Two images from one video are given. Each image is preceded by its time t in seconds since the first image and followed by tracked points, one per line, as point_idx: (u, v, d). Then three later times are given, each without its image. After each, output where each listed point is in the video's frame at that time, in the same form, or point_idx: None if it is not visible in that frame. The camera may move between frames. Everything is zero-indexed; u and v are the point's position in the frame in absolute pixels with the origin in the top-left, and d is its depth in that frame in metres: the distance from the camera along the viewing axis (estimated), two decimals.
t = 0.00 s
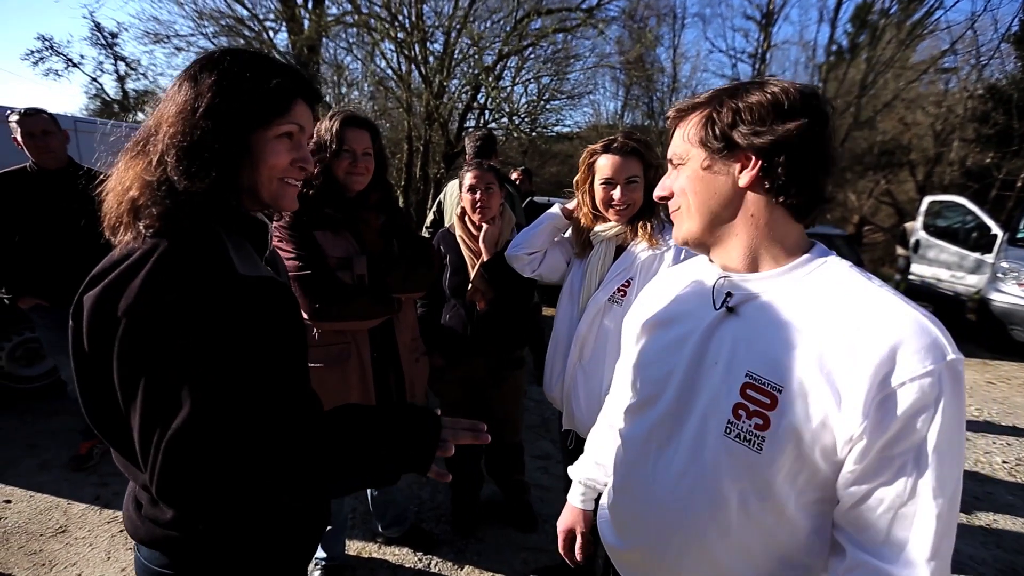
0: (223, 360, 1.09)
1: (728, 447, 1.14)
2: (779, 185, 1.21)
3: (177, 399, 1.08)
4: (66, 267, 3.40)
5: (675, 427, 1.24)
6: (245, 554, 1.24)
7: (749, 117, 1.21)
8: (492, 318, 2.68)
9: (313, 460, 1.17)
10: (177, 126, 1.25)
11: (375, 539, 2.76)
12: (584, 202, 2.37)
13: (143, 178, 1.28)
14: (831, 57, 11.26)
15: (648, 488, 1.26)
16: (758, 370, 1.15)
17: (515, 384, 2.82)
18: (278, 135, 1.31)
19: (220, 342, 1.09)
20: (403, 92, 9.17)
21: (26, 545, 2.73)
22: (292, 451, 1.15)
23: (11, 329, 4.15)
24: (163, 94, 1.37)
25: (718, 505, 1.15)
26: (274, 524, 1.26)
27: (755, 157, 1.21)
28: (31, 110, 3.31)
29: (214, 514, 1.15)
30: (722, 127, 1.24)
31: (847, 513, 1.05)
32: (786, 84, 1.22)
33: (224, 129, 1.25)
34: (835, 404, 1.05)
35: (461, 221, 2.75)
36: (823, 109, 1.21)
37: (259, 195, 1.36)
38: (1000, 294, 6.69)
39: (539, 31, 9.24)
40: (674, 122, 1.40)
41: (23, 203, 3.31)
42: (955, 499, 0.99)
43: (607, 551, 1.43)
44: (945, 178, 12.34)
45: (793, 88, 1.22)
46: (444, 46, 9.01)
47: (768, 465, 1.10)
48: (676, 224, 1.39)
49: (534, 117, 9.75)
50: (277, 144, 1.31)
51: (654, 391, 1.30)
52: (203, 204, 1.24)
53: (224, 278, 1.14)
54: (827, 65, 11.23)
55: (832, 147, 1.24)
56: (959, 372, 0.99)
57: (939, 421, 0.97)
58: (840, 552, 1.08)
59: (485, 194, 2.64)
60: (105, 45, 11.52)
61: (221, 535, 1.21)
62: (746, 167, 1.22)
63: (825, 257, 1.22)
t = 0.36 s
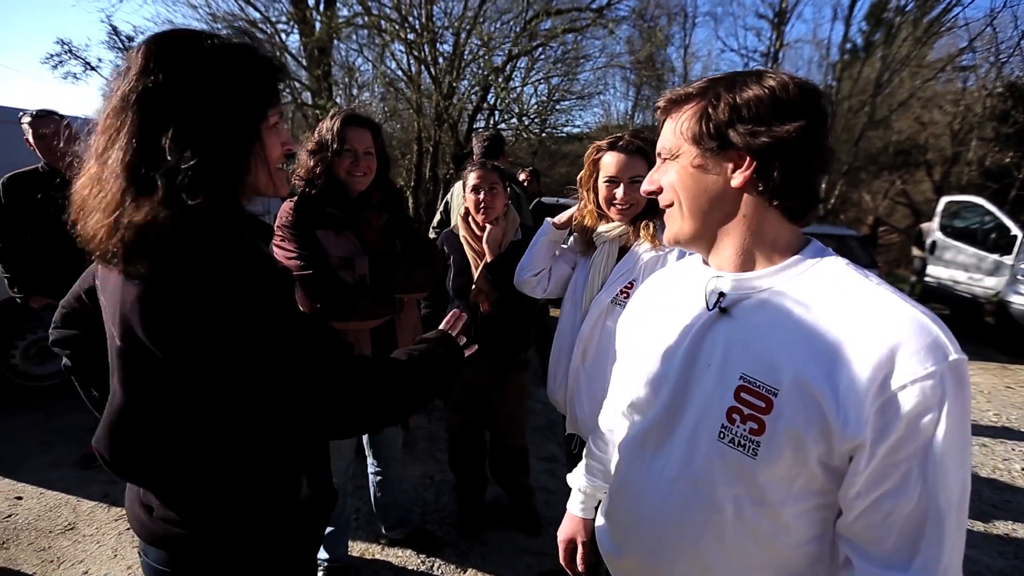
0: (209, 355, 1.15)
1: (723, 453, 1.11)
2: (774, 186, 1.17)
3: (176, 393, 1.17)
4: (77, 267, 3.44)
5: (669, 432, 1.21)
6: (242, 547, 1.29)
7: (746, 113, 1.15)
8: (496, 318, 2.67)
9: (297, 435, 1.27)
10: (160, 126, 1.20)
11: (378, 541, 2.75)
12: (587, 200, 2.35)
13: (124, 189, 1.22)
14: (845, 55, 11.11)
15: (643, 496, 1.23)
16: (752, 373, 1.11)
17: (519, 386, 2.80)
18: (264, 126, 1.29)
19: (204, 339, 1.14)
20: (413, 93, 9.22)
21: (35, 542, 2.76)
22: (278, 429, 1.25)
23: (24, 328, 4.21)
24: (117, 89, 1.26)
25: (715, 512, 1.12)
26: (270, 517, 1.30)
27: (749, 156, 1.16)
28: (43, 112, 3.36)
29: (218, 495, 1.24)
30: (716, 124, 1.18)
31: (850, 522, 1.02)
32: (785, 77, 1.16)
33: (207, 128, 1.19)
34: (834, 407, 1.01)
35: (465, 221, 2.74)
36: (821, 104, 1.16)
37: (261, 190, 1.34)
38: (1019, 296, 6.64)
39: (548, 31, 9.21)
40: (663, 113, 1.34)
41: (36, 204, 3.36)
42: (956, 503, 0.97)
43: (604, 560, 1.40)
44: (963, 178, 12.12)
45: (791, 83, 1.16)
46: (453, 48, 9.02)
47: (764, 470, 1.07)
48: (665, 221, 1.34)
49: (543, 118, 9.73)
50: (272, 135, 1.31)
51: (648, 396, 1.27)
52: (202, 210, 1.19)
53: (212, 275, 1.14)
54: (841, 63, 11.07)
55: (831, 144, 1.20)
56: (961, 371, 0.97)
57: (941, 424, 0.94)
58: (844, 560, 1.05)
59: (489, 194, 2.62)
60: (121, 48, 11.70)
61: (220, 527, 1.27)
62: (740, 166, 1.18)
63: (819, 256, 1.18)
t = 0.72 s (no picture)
0: (209, 353, 1.19)
1: (704, 448, 1.09)
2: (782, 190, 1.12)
3: (174, 396, 1.19)
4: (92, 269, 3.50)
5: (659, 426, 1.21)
6: (257, 551, 1.27)
7: (709, 126, 1.16)
8: (501, 322, 2.67)
9: (304, 430, 1.29)
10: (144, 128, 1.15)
11: (383, 544, 2.75)
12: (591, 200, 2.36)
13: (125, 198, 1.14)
14: (862, 55, 10.94)
15: (633, 490, 1.24)
16: (737, 368, 1.08)
17: (524, 391, 2.78)
18: (263, 134, 1.26)
19: (204, 338, 1.18)
20: (425, 96, 9.24)
21: (48, 539, 2.81)
22: (283, 425, 1.26)
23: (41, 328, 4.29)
24: (90, 91, 1.19)
25: (695, 509, 1.10)
26: (284, 519, 1.29)
27: (714, 166, 1.15)
28: (59, 117, 3.43)
29: (228, 497, 1.24)
30: (684, 138, 1.21)
31: (830, 528, 0.97)
32: (756, 85, 1.13)
33: (205, 128, 1.15)
34: (814, 406, 0.96)
35: (470, 224, 2.73)
36: (795, 107, 1.09)
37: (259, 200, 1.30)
38: None
39: (560, 33, 9.20)
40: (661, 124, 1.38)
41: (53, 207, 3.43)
42: (947, 517, 0.91)
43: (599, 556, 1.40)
44: (985, 179, 11.86)
45: (761, 88, 1.13)
46: (464, 51, 9.06)
47: (743, 468, 1.03)
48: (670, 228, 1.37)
49: (555, 121, 9.72)
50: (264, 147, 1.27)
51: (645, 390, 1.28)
52: (208, 210, 1.17)
53: (209, 275, 1.15)
54: (857, 63, 10.91)
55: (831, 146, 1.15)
56: (956, 376, 0.91)
57: (929, 428, 0.89)
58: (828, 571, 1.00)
59: (493, 196, 2.60)
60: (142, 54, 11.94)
61: (233, 531, 1.26)
62: (708, 174, 1.17)
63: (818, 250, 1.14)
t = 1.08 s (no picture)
0: (212, 354, 1.19)
1: (727, 448, 1.11)
2: (838, 193, 1.09)
3: (179, 395, 1.20)
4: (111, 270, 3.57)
5: (693, 425, 1.24)
6: (260, 550, 1.27)
7: (752, 128, 1.16)
8: (509, 323, 2.65)
9: (307, 430, 1.28)
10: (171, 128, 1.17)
11: (392, 545, 2.76)
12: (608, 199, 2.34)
13: (136, 196, 1.15)
14: (883, 53, 10.72)
15: (664, 487, 1.27)
16: (766, 371, 1.07)
17: (534, 393, 2.77)
18: (289, 145, 1.30)
19: (207, 339, 1.18)
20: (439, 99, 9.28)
21: (66, 535, 2.87)
22: (287, 425, 1.26)
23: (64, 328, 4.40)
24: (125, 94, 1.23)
25: (715, 509, 1.12)
26: (286, 519, 1.28)
27: (759, 169, 1.16)
28: (82, 122, 3.51)
29: (231, 496, 1.25)
30: (728, 141, 1.22)
31: (841, 544, 0.93)
32: (799, 85, 1.11)
33: (232, 131, 1.18)
34: (828, 413, 0.94)
35: (479, 225, 2.73)
36: (845, 104, 1.06)
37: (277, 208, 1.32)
38: None
39: (574, 35, 9.19)
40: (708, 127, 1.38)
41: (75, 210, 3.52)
42: (969, 555, 0.81)
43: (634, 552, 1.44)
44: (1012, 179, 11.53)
45: (806, 87, 1.11)
46: (478, 54, 9.09)
47: (760, 472, 1.03)
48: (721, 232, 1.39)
49: (569, 122, 9.70)
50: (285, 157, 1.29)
51: (688, 392, 1.31)
52: (223, 209, 1.18)
53: (211, 275, 1.15)
54: (878, 62, 10.70)
55: (882, 143, 1.10)
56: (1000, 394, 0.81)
57: (955, 448, 0.81)
58: None
59: (502, 197, 2.60)
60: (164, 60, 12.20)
61: (233, 531, 1.26)
62: (753, 177, 1.18)
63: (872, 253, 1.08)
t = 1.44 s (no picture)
0: (215, 357, 1.20)
1: (825, 479, 1.08)
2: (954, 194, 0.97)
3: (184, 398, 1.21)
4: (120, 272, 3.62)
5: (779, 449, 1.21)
6: (259, 552, 1.27)
7: (855, 126, 1.03)
8: (514, 325, 2.65)
9: (308, 431, 1.28)
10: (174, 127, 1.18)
11: (398, 546, 2.76)
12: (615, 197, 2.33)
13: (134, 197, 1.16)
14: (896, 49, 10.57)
15: (745, 509, 1.25)
16: (868, 400, 1.03)
17: (540, 394, 2.76)
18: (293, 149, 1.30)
19: (211, 344, 1.19)
20: (447, 100, 9.18)
21: (77, 533, 2.91)
22: (284, 423, 1.26)
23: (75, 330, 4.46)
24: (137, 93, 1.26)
25: (807, 540, 1.09)
26: (286, 519, 1.28)
27: (861, 174, 1.04)
28: (93, 126, 3.57)
29: (233, 497, 1.25)
30: (822, 141, 1.09)
31: None
32: (914, 74, 0.97)
33: (235, 132, 1.19)
34: (957, 457, 0.89)
35: (485, 225, 2.72)
36: (973, 94, 0.93)
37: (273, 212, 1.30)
38: None
39: (581, 35, 9.17)
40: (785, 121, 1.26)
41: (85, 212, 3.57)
42: None
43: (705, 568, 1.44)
44: None
45: (922, 76, 0.97)
46: (485, 55, 9.09)
47: (866, 508, 1.00)
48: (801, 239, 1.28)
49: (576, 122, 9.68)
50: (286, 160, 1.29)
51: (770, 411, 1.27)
52: (223, 208, 1.18)
53: (210, 275, 1.15)
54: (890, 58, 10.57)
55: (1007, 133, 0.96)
56: None
57: None
58: None
59: (507, 197, 2.60)
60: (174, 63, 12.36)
61: (233, 530, 1.27)
62: (852, 182, 1.06)
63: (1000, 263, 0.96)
